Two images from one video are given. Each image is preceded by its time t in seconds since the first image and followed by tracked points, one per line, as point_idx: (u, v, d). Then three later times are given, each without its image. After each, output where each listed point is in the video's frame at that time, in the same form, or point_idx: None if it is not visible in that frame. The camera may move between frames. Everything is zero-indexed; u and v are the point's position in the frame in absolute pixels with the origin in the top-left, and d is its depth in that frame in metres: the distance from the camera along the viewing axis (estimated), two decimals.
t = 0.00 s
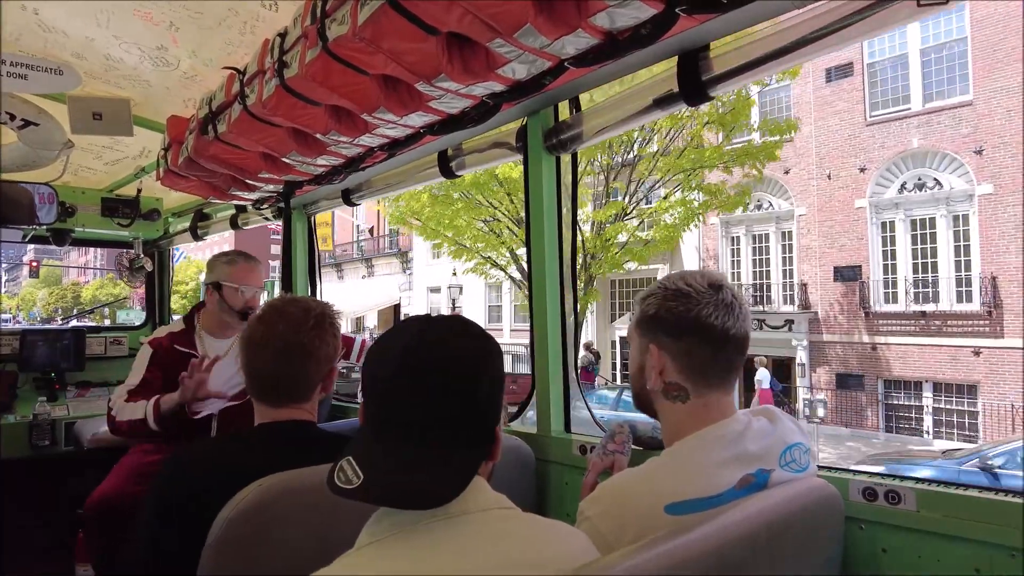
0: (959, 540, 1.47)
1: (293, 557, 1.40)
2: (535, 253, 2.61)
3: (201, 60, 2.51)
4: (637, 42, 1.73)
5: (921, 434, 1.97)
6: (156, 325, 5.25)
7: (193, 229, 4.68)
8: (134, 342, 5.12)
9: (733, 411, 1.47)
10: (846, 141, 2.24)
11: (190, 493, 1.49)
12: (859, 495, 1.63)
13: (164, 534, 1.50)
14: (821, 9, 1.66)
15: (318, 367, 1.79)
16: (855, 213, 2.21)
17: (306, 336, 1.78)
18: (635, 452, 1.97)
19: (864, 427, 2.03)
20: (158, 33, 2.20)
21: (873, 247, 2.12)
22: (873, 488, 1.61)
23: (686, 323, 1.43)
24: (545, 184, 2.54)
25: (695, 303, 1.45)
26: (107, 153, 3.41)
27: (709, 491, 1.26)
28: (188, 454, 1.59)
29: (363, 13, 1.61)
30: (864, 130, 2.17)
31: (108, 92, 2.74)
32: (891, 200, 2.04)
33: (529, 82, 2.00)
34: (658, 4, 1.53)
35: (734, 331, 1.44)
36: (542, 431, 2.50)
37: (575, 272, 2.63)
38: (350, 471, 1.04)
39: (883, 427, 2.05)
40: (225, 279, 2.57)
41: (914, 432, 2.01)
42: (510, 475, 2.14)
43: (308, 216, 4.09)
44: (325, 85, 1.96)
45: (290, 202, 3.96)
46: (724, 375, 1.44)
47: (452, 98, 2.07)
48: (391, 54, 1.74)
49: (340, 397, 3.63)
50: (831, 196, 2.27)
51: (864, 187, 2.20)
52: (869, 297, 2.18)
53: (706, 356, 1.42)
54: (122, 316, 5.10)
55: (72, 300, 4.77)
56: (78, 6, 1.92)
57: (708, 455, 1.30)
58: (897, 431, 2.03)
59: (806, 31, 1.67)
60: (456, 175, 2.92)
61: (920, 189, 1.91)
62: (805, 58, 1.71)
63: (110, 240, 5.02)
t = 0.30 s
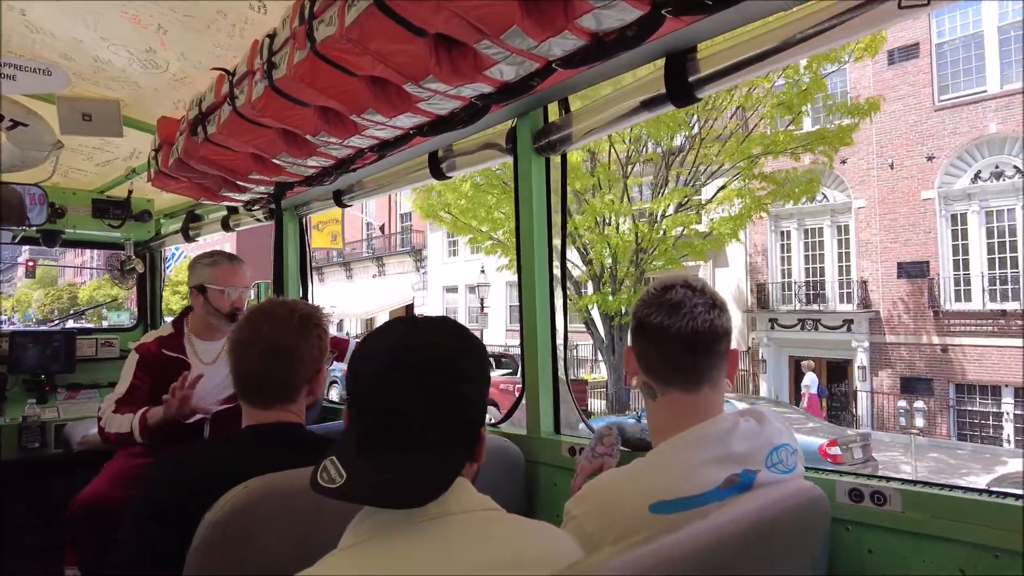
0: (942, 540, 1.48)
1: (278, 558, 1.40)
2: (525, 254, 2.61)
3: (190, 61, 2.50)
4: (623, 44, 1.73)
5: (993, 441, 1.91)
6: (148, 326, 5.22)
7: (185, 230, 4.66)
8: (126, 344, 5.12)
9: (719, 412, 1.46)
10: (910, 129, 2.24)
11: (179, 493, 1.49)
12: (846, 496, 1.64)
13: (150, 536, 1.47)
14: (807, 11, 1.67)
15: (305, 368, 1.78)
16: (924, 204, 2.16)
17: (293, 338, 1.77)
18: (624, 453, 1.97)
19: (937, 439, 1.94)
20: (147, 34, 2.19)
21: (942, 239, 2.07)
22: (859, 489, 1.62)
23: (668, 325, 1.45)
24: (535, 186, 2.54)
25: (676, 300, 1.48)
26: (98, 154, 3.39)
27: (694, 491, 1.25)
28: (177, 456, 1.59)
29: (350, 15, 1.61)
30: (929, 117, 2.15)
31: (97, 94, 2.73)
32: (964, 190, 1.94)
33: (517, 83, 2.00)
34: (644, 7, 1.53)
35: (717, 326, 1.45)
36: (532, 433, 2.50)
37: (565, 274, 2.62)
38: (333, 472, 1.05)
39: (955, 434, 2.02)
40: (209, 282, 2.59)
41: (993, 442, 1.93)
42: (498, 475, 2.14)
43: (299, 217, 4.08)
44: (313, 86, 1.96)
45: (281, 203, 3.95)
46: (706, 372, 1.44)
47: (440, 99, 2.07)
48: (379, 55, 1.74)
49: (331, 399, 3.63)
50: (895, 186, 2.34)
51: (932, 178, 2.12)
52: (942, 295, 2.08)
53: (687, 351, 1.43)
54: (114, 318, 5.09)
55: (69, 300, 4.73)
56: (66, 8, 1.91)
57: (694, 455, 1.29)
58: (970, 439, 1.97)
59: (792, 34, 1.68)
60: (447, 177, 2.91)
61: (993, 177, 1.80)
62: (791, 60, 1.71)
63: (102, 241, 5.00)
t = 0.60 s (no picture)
0: (933, 540, 1.48)
1: (272, 557, 1.40)
2: (519, 255, 2.61)
3: (183, 62, 2.50)
4: (616, 45, 1.74)
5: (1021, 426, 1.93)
6: (142, 327, 5.22)
7: (180, 231, 4.65)
8: (119, 345, 5.10)
9: (708, 412, 1.45)
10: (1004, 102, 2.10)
11: (174, 492, 1.49)
12: (838, 496, 1.64)
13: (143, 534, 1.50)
14: (801, 12, 1.68)
15: (295, 368, 1.78)
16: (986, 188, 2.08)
17: (284, 337, 1.77)
18: (617, 453, 1.97)
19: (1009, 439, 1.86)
20: (141, 34, 2.19)
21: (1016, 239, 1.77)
22: (851, 489, 1.62)
23: (657, 325, 1.45)
24: (529, 187, 2.54)
25: (666, 299, 1.49)
26: (91, 154, 3.38)
27: (683, 491, 1.26)
28: (169, 456, 1.59)
29: (343, 15, 1.62)
30: (1005, 101, 2.05)
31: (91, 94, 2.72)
32: None
33: (511, 84, 2.00)
34: (636, 7, 1.54)
35: (706, 326, 1.45)
36: (526, 433, 2.50)
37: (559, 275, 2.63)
38: (319, 473, 1.05)
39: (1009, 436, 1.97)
40: (244, 288, 2.60)
41: None
42: (493, 475, 2.14)
43: (294, 218, 4.08)
44: (307, 87, 1.96)
45: (275, 205, 3.94)
46: (695, 371, 1.43)
47: (434, 99, 2.07)
48: (372, 56, 1.74)
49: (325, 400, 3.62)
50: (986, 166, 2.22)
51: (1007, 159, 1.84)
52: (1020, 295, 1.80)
53: (675, 350, 1.43)
54: (108, 319, 5.07)
55: (65, 300, 4.73)
56: (57, 8, 1.90)
57: (684, 456, 1.29)
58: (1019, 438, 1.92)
59: (786, 35, 1.68)
60: (442, 177, 2.91)
61: None
62: (784, 61, 1.72)
63: (95, 242, 4.97)
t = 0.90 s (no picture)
0: (928, 540, 1.48)
1: (271, 557, 1.40)
2: (514, 256, 2.60)
3: (175, 62, 2.49)
4: (609, 45, 1.73)
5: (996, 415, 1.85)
6: (136, 330, 5.19)
7: (173, 232, 4.62)
8: (113, 347, 5.08)
9: (700, 413, 1.44)
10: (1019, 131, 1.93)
11: (168, 490, 1.49)
12: (833, 497, 1.63)
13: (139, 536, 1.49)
14: (794, 10, 1.66)
15: (289, 369, 1.76)
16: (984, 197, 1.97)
17: (277, 337, 1.76)
18: (612, 454, 1.96)
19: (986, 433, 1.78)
20: (131, 34, 2.18)
21: None
22: (846, 490, 1.61)
23: (651, 325, 1.44)
24: (523, 188, 2.54)
25: (654, 301, 1.48)
26: (83, 155, 3.36)
27: (676, 492, 1.25)
28: (161, 459, 1.58)
29: (334, 16, 1.61)
30: None
31: (83, 95, 2.71)
32: None
33: (504, 84, 1.99)
34: (628, 7, 1.53)
35: (696, 327, 1.44)
36: (521, 434, 2.49)
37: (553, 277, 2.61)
38: (314, 475, 1.03)
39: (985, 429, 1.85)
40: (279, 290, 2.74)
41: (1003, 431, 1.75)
42: (486, 478, 2.13)
43: (289, 219, 4.08)
44: (299, 88, 1.95)
45: (269, 206, 3.93)
46: (686, 372, 1.43)
47: (427, 99, 2.06)
48: (364, 56, 1.73)
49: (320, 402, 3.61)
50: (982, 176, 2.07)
51: None
52: None
53: (664, 351, 1.42)
54: (102, 321, 5.05)
55: (62, 301, 4.71)
56: (47, 9, 1.89)
57: (678, 456, 1.29)
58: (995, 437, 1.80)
59: (779, 32, 1.68)
60: (436, 178, 2.90)
61: None
62: (777, 58, 1.71)
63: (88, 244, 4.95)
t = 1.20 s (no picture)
0: (926, 539, 1.48)
1: (276, 559, 1.41)
2: (512, 256, 2.60)
3: (172, 64, 2.49)
4: (606, 45, 1.73)
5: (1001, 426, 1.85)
6: (133, 331, 5.19)
7: (170, 234, 4.62)
8: (111, 349, 5.07)
9: (698, 412, 1.45)
10: None
11: (170, 490, 1.50)
12: (831, 496, 1.64)
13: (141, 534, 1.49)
14: (789, 10, 1.67)
15: (286, 370, 1.77)
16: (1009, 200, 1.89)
17: (274, 339, 1.77)
18: (611, 454, 1.97)
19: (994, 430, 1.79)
20: (127, 35, 2.17)
21: None
22: (844, 488, 1.62)
23: (649, 325, 1.45)
24: (521, 189, 2.54)
25: (653, 301, 1.48)
26: (79, 157, 3.35)
27: (675, 492, 1.25)
28: (161, 460, 1.58)
29: (331, 17, 1.61)
30: None
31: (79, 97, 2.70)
32: None
33: (501, 85, 1.99)
34: (625, 7, 1.53)
35: (693, 327, 1.45)
36: (519, 434, 2.50)
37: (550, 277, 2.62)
38: (312, 478, 1.03)
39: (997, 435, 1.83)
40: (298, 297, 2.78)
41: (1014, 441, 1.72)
42: (485, 479, 2.13)
43: (286, 220, 4.07)
44: (296, 89, 1.95)
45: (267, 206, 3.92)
46: (683, 372, 1.43)
47: (424, 100, 2.06)
48: (362, 58, 1.73)
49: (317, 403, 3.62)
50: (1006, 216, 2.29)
51: None
52: None
53: (661, 352, 1.43)
54: (99, 322, 5.04)
55: (60, 300, 4.72)
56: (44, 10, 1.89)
57: (676, 457, 1.29)
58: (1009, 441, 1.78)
59: (774, 33, 1.68)
60: (434, 178, 2.90)
61: None
62: (771, 59, 1.71)
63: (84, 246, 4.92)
